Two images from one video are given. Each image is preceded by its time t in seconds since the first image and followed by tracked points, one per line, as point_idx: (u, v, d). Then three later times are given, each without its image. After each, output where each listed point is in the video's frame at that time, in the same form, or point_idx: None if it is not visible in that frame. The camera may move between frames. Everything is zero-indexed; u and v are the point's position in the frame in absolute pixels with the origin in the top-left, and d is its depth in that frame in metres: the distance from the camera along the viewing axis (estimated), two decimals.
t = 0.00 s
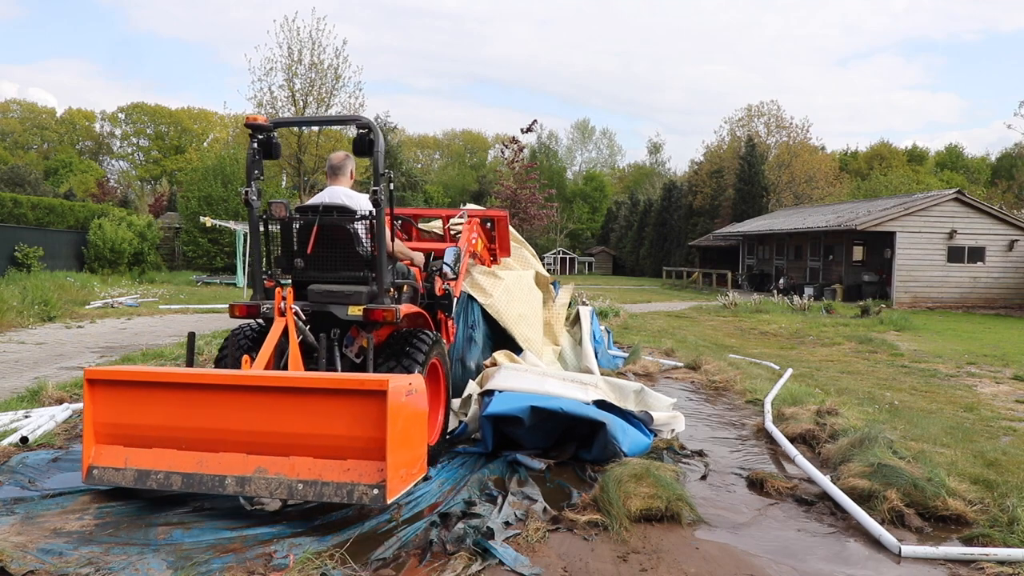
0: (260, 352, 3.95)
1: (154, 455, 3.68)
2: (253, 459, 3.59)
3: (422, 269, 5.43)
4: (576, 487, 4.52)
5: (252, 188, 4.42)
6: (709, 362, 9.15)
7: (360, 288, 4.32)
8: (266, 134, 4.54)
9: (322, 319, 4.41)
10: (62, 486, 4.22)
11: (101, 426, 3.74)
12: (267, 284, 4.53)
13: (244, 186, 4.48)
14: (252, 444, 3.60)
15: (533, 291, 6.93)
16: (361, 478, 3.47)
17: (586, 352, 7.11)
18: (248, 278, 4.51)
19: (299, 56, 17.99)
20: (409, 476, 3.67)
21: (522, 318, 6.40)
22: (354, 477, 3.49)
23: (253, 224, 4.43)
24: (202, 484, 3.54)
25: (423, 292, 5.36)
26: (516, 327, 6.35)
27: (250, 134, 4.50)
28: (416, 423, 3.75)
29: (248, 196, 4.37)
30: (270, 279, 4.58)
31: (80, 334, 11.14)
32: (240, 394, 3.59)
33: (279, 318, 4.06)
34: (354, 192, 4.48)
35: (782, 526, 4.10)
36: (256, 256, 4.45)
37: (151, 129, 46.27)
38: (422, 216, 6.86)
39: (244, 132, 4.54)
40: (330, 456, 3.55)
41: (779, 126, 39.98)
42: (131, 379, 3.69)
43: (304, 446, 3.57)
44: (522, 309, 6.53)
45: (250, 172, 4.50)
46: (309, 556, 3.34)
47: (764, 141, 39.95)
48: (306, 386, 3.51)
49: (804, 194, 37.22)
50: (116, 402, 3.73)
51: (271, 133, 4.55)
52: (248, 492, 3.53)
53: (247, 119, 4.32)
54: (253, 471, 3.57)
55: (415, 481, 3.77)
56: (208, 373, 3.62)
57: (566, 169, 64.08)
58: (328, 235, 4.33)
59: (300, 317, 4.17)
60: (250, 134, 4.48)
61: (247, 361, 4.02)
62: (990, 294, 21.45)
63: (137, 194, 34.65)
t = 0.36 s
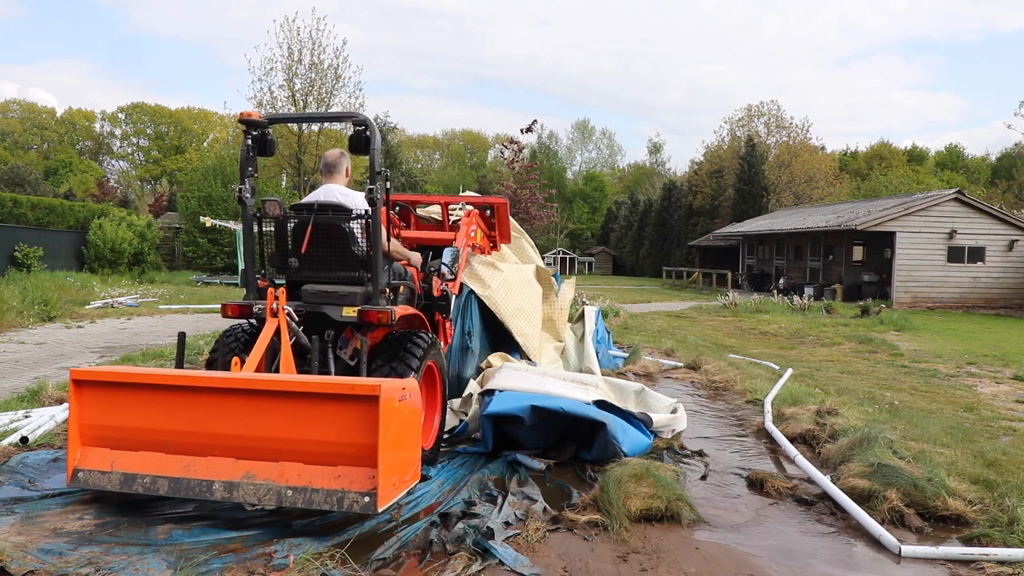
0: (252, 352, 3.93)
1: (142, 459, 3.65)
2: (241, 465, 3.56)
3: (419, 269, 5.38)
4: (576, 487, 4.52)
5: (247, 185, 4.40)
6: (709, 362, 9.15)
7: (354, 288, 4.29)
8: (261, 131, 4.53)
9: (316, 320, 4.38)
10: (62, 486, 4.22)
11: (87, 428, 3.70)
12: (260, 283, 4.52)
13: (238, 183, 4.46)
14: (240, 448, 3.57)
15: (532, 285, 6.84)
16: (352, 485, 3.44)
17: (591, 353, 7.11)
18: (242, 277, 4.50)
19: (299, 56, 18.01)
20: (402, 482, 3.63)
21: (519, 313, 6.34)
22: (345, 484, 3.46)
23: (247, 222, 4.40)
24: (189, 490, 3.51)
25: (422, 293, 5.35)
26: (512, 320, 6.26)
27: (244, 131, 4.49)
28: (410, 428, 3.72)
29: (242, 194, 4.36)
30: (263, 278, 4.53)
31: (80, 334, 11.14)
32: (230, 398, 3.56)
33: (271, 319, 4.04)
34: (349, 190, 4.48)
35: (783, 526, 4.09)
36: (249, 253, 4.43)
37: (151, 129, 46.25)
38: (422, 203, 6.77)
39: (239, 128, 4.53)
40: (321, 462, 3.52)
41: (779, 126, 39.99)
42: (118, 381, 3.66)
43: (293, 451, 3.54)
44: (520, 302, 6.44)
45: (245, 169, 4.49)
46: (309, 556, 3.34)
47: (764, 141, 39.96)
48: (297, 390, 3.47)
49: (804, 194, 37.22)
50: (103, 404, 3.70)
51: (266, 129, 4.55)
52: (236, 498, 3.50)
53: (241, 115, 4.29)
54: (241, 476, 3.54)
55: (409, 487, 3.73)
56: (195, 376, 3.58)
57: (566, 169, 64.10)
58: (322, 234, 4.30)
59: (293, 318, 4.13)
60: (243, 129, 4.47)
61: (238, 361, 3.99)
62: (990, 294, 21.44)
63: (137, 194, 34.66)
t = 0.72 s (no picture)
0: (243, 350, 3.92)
1: (128, 461, 3.56)
2: (229, 468, 3.47)
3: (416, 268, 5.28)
4: (576, 487, 4.52)
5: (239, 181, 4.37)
6: (709, 362, 9.15)
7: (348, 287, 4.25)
8: (252, 126, 4.50)
9: (309, 321, 4.32)
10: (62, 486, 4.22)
11: (70, 430, 3.60)
12: (251, 282, 4.51)
13: (229, 179, 4.46)
14: (229, 451, 3.48)
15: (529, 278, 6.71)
16: (343, 489, 3.35)
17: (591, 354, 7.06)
18: (232, 276, 4.45)
19: (299, 56, 18.01)
20: (395, 487, 3.55)
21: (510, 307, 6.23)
22: (336, 489, 3.37)
23: (237, 221, 4.40)
24: (175, 494, 3.42)
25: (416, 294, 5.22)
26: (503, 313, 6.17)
27: (235, 125, 4.48)
28: (403, 431, 3.62)
29: (234, 190, 4.35)
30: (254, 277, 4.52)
31: (80, 334, 11.14)
32: (217, 399, 3.46)
33: (263, 318, 4.02)
34: (342, 188, 4.48)
35: (784, 527, 4.09)
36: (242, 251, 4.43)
37: (151, 129, 46.25)
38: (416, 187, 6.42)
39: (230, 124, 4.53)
40: (311, 466, 3.44)
41: (779, 126, 39.99)
42: (103, 382, 3.54)
43: (283, 454, 3.45)
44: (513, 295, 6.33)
45: (236, 165, 4.49)
46: (309, 555, 3.33)
47: (764, 141, 39.97)
48: (287, 391, 3.38)
49: (804, 194, 37.23)
50: (87, 404, 3.60)
51: (257, 124, 4.52)
52: (224, 503, 3.41)
53: (233, 110, 4.34)
54: (229, 480, 3.44)
55: (402, 492, 3.66)
56: (182, 375, 3.49)
57: (566, 169, 64.13)
58: (315, 231, 4.27)
59: (284, 317, 4.10)
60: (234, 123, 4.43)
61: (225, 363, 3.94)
62: (990, 294, 21.44)
63: (137, 194, 34.68)
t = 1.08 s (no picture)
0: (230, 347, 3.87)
1: (108, 468, 3.53)
2: (212, 473, 3.44)
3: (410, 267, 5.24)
4: (576, 487, 4.52)
5: (225, 176, 4.28)
6: (709, 362, 9.15)
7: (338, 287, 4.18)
8: (240, 122, 4.43)
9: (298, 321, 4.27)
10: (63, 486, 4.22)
11: (50, 434, 3.58)
12: (240, 282, 4.42)
13: (215, 176, 4.35)
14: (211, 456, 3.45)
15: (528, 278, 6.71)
16: (329, 494, 3.31)
17: (592, 354, 6.98)
18: (220, 275, 4.37)
19: (299, 57, 18.01)
20: (384, 491, 3.52)
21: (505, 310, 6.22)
22: (321, 493, 3.33)
23: (225, 219, 4.30)
24: (157, 500, 3.40)
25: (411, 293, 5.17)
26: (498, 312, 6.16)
27: (222, 121, 4.39)
28: (391, 434, 3.59)
29: (220, 188, 4.26)
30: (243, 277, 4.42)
31: (80, 334, 11.14)
32: (199, 402, 3.44)
33: (248, 319, 3.96)
34: (331, 186, 4.47)
35: (783, 527, 4.08)
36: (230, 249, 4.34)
37: (151, 129, 46.24)
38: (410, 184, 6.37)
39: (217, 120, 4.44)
40: (295, 470, 3.40)
41: (779, 126, 40.00)
42: (82, 386, 3.52)
43: (266, 458, 3.42)
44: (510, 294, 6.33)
45: (222, 162, 4.39)
46: (309, 555, 3.33)
47: (764, 141, 39.97)
48: (270, 394, 3.34)
49: (804, 194, 37.22)
50: (66, 409, 3.57)
51: (245, 121, 4.45)
52: (207, 509, 3.37)
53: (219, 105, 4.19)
54: (212, 485, 3.41)
55: (393, 496, 3.63)
56: (163, 378, 3.46)
57: (566, 169, 64.15)
58: (302, 229, 4.21)
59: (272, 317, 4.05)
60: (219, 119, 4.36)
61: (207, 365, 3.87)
62: (990, 294, 21.44)
63: (137, 194, 34.70)
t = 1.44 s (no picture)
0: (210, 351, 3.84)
1: (83, 476, 3.41)
2: (190, 482, 3.33)
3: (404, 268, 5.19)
4: (576, 487, 4.53)
5: (209, 174, 4.21)
6: (709, 362, 9.16)
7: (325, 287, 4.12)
8: (222, 119, 4.28)
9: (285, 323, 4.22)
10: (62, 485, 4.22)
11: (25, 442, 3.47)
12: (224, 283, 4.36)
13: (198, 176, 4.27)
14: (189, 463, 3.34)
15: (525, 278, 6.65)
16: (309, 503, 3.20)
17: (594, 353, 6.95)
18: (205, 275, 4.29)
19: (299, 57, 18.00)
20: (368, 499, 3.41)
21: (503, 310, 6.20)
22: (302, 502, 3.22)
23: (208, 218, 4.22)
24: (133, 510, 3.29)
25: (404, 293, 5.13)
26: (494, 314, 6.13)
27: (204, 118, 4.25)
28: (373, 440, 3.48)
29: (203, 187, 4.19)
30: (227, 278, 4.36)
31: (80, 334, 11.14)
32: (175, 409, 3.32)
33: (230, 321, 3.93)
34: (317, 184, 4.39)
35: (782, 528, 4.08)
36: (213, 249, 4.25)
37: (151, 129, 46.27)
38: (407, 182, 6.40)
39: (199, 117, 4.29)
40: (275, 479, 3.29)
41: (779, 126, 40.02)
42: (57, 391, 3.42)
43: (245, 467, 3.31)
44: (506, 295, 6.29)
45: (205, 160, 4.29)
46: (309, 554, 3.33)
47: (764, 141, 40.00)
48: (248, 399, 3.22)
49: (804, 194, 37.22)
50: (42, 415, 3.46)
51: (228, 117, 4.31)
52: (184, 519, 3.26)
53: (200, 101, 4.09)
54: (189, 494, 3.30)
55: (378, 504, 3.52)
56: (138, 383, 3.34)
57: (566, 169, 64.18)
58: (288, 229, 4.16)
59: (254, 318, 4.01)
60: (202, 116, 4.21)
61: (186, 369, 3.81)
62: (990, 294, 21.45)
63: (137, 194, 34.69)
